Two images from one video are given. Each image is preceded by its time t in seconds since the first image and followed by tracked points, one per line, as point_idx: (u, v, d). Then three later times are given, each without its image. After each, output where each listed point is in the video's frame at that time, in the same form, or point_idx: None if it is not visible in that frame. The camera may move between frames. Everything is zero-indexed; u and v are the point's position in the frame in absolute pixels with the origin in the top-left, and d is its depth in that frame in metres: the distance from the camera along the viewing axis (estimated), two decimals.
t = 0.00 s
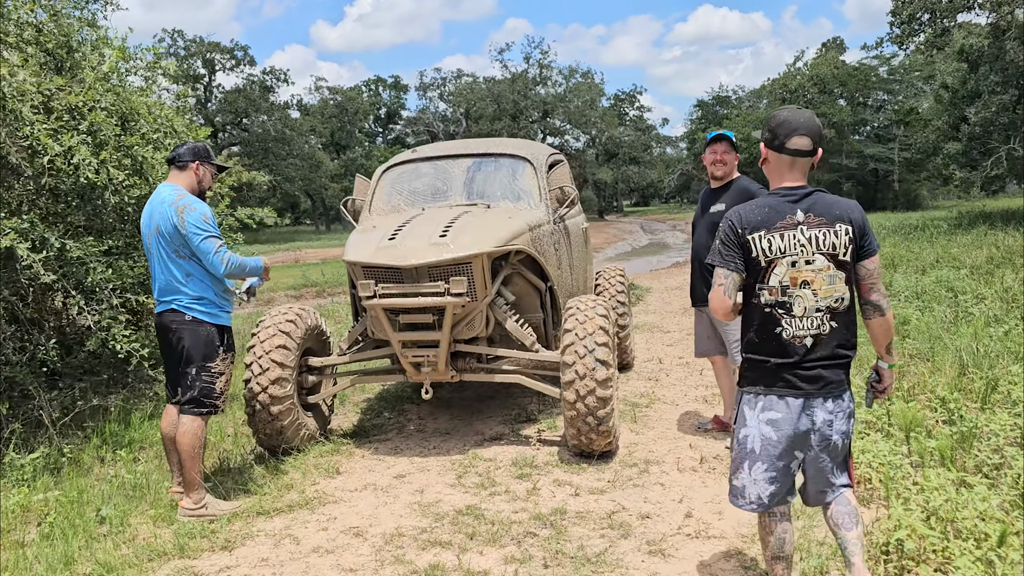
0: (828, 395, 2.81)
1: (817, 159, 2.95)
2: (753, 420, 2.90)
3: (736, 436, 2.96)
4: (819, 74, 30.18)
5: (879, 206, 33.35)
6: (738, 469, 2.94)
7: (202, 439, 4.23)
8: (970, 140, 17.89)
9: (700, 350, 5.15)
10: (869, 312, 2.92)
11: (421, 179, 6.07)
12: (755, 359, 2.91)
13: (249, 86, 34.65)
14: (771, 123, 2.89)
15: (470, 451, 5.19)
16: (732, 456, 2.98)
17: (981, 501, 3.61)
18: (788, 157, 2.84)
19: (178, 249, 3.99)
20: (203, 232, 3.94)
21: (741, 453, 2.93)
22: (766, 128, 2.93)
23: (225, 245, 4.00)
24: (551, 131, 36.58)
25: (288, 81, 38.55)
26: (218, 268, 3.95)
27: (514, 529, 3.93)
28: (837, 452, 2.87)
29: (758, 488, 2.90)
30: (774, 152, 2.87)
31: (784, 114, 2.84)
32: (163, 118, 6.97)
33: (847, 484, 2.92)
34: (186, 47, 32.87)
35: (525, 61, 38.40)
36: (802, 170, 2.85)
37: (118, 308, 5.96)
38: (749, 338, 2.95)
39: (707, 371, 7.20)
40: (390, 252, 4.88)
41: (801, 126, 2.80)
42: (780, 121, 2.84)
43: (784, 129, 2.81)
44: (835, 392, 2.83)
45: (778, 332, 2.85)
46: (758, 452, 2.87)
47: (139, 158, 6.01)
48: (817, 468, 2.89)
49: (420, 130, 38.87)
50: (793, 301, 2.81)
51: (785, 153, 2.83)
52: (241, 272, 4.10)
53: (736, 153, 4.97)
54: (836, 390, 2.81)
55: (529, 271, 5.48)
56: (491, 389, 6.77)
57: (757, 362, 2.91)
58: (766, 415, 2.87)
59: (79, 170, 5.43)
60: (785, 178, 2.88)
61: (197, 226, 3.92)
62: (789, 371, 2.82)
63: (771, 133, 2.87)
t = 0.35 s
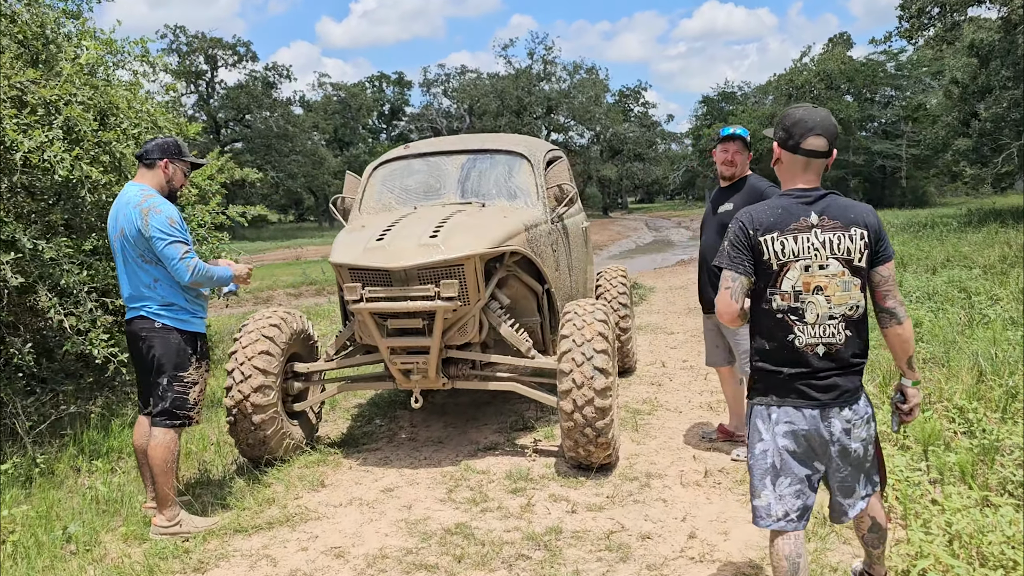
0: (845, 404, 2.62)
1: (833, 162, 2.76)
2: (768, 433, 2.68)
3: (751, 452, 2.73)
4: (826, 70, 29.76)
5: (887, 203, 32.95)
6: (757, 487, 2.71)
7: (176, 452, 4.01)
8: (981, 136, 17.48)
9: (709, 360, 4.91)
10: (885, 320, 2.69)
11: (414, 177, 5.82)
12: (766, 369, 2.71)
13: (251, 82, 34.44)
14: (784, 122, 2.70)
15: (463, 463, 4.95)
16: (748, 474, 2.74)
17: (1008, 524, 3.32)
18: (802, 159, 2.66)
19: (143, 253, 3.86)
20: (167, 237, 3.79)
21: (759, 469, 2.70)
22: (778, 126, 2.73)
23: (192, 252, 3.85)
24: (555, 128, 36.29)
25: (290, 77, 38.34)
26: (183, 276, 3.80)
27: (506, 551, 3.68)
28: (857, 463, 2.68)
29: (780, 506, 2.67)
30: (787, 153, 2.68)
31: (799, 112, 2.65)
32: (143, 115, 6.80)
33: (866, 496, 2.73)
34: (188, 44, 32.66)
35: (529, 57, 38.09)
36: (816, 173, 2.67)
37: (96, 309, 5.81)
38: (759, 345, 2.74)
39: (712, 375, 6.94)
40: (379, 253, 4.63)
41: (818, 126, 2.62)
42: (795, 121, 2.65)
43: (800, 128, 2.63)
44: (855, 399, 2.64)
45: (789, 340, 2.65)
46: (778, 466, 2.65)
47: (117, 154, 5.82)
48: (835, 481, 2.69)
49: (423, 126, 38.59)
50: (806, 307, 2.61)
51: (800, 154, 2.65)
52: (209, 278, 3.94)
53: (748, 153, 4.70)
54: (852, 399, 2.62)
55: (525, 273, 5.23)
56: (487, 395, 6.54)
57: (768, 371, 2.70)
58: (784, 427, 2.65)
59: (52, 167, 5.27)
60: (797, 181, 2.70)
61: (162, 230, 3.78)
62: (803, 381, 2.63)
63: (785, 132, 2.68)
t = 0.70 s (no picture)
0: (911, 403, 2.66)
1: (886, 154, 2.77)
2: (833, 431, 2.67)
3: (811, 449, 2.71)
4: (823, 67, 29.58)
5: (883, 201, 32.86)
6: (816, 484, 2.69)
7: (155, 465, 3.83)
8: (980, 133, 17.37)
9: (718, 365, 4.73)
10: (941, 318, 2.76)
11: (406, 174, 5.62)
12: (838, 370, 2.69)
13: (244, 79, 34.14)
14: (847, 121, 2.66)
15: (457, 472, 4.75)
16: (805, 471, 2.72)
17: None
18: (867, 159, 2.64)
19: (118, 256, 3.67)
20: (147, 238, 3.62)
21: (819, 466, 2.68)
22: (839, 126, 2.69)
23: (173, 253, 3.70)
24: (550, 125, 36.07)
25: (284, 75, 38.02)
26: (164, 280, 3.65)
27: (504, 569, 3.48)
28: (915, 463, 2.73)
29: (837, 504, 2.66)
30: (850, 154, 2.66)
31: (862, 112, 2.62)
32: (127, 110, 6.58)
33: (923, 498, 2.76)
34: (179, 40, 32.27)
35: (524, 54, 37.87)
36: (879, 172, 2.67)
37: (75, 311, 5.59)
38: (831, 349, 2.71)
39: (714, 379, 6.76)
40: (371, 253, 4.43)
41: (883, 126, 2.59)
42: (858, 122, 2.62)
43: (865, 130, 2.59)
44: (915, 401, 2.69)
45: (865, 342, 2.64)
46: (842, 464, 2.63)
47: (97, 151, 5.62)
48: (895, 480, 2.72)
49: (417, 124, 38.28)
50: (882, 309, 2.62)
51: (864, 155, 2.63)
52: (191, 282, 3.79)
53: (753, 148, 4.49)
54: (917, 397, 2.67)
55: (522, 274, 5.04)
56: (483, 400, 6.35)
57: (842, 373, 2.67)
58: (853, 426, 2.64)
59: (26, 163, 5.04)
60: (859, 181, 2.69)
61: (142, 231, 3.61)
62: (878, 382, 2.63)
63: (848, 133, 2.64)
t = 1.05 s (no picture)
0: (950, 403, 2.74)
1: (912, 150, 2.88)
2: (879, 433, 2.71)
3: (854, 451, 2.75)
4: (813, 66, 29.55)
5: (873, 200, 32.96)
6: (857, 486, 2.73)
7: (134, 476, 3.70)
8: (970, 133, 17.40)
9: (716, 368, 4.63)
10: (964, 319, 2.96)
11: (395, 172, 5.48)
12: (885, 371, 2.73)
13: (233, 75, 33.79)
14: (882, 121, 2.74)
15: (449, 479, 4.63)
16: (846, 474, 2.75)
17: None
18: (902, 159, 2.74)
19: (95, 256, 3.54)
20: (127, 237, 3.50)
21: (862, 469, 2.72)
22: (871, 126, 2.78)
23: (154, 253, 3.58)
24: (541, 123, 35.92)
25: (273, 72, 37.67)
26: (146, 280, 3.53)
27: None
28: (952, 466, 2.79)
29: (877, 508, 2.71)
30: (886, 153, 2.75)
31: (898, 112, 2.71)
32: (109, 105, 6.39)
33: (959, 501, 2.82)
34: (167, 36, 31.88)
35: (515, 51, 37.71)
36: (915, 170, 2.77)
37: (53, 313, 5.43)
38: (875, 344, 2.77)
39: (709, 381, 6.67)
40: (358, 254, 4.29)
41: (919, 126, 2.69)
42: (895, 121, 2.71)
43: (904, 129, 2.69)
44: (953, 402, 2.77)
45: (911, 338, 2.71)
46: (887, 469, 2.68)
47: (77, 148, 5.44)
48: (932, 482, 2.78)
49: (407, 122, 38.03)
50: (925, 305, 2.70)
51: (900, 154, 2.72)
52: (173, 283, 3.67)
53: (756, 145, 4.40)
54: (955, 399, 2.75)
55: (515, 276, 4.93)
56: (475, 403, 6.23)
57: (889, 372, 2.72)
58: (898, 428, 2.69)
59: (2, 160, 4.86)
60: (896, 178, 2.78)
61: (121, 230, 3.48)
62: (922, 381, 2.70)
63: (885, 133, 2.73)
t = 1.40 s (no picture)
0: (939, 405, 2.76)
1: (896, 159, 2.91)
2: (890, 442, 2.66)
3: (869, 464, 2.69)
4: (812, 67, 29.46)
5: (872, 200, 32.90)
6: (876, 500, 2.67)
7: (119, 479, 3.66)
8: (970, 133, 17.32)
9: (705, 372, 4.59)
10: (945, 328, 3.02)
11: (388, 173, 5.44)
12: (890, 378, 2.68)
13: (231, 74, 33.69)
14: (887, 127, 2.69)
15: (440, 482, 4.59)
16: (864, 488, 2.69)
17: None
18: (907, 164, 2.72)
19: (80, 253, 3.50)
20: (115, 230, 3.46)
21: (879, 481, 2.67)
22: (874, 131, 2.71)
23: (145, 242, 3.54)
24: (540, 123, 35.83)
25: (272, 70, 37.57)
26: (144, 269, 3.51)
27: None
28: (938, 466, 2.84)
29: (896, 519, 2.66)
30: (894, 158, 2.70)
31: (902, 117, 2.68)
32: (99, 104, 6.34)
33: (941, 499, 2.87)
34: (166, 35, 31.82)
35: (514, 51, 37.61)
36: (912, 176, 2.77)
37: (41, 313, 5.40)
38: (878, 350, 2.72)
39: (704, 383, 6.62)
40: (350, 256, 4.24)
41: (922, 132, 2.69)
42: (902, 126, 2.67)
43: (912, 134, 2.66)
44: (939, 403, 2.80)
45: (915, 346, 2.67)
46: (902, 478, 2.64)
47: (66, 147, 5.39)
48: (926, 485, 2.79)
49: (407, 121, 37.98)
50: (930, 312, 2.68)
51: (905, 160, 2.70)
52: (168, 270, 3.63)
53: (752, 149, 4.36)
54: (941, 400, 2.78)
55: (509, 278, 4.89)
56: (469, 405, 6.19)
57: (893, 380, 2.67)
58: (908, 436, 2.66)
59: None
60: (897, 184, 2.75)
61: (107, 224, 3.44)
62: (923, 387, 2.68)
63: (893, 138, 2.67)
